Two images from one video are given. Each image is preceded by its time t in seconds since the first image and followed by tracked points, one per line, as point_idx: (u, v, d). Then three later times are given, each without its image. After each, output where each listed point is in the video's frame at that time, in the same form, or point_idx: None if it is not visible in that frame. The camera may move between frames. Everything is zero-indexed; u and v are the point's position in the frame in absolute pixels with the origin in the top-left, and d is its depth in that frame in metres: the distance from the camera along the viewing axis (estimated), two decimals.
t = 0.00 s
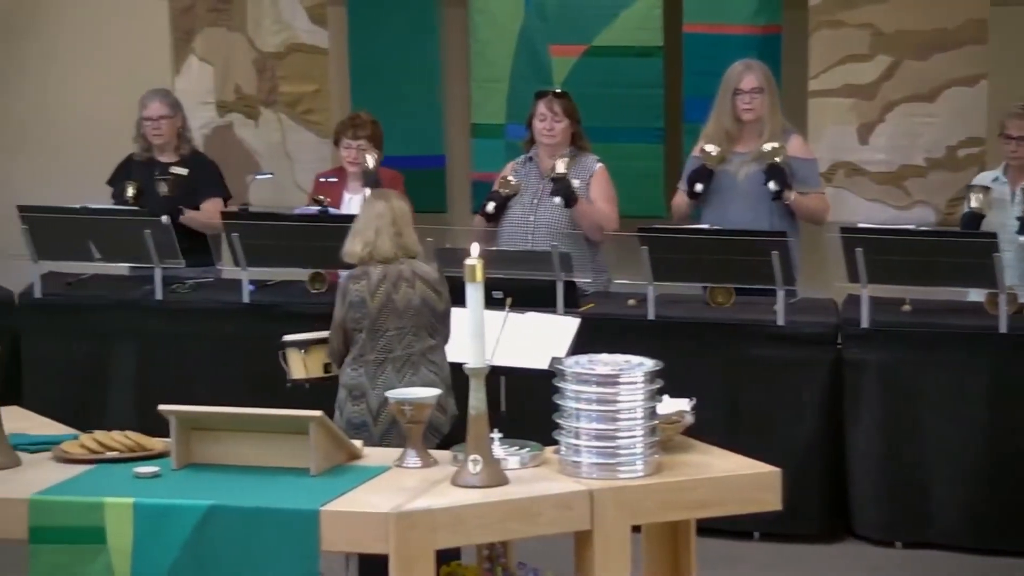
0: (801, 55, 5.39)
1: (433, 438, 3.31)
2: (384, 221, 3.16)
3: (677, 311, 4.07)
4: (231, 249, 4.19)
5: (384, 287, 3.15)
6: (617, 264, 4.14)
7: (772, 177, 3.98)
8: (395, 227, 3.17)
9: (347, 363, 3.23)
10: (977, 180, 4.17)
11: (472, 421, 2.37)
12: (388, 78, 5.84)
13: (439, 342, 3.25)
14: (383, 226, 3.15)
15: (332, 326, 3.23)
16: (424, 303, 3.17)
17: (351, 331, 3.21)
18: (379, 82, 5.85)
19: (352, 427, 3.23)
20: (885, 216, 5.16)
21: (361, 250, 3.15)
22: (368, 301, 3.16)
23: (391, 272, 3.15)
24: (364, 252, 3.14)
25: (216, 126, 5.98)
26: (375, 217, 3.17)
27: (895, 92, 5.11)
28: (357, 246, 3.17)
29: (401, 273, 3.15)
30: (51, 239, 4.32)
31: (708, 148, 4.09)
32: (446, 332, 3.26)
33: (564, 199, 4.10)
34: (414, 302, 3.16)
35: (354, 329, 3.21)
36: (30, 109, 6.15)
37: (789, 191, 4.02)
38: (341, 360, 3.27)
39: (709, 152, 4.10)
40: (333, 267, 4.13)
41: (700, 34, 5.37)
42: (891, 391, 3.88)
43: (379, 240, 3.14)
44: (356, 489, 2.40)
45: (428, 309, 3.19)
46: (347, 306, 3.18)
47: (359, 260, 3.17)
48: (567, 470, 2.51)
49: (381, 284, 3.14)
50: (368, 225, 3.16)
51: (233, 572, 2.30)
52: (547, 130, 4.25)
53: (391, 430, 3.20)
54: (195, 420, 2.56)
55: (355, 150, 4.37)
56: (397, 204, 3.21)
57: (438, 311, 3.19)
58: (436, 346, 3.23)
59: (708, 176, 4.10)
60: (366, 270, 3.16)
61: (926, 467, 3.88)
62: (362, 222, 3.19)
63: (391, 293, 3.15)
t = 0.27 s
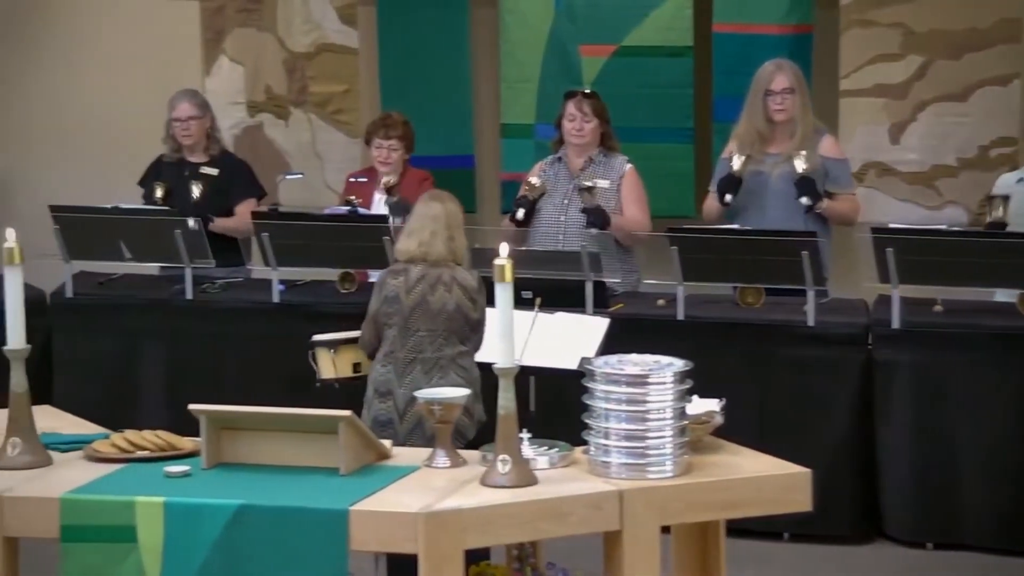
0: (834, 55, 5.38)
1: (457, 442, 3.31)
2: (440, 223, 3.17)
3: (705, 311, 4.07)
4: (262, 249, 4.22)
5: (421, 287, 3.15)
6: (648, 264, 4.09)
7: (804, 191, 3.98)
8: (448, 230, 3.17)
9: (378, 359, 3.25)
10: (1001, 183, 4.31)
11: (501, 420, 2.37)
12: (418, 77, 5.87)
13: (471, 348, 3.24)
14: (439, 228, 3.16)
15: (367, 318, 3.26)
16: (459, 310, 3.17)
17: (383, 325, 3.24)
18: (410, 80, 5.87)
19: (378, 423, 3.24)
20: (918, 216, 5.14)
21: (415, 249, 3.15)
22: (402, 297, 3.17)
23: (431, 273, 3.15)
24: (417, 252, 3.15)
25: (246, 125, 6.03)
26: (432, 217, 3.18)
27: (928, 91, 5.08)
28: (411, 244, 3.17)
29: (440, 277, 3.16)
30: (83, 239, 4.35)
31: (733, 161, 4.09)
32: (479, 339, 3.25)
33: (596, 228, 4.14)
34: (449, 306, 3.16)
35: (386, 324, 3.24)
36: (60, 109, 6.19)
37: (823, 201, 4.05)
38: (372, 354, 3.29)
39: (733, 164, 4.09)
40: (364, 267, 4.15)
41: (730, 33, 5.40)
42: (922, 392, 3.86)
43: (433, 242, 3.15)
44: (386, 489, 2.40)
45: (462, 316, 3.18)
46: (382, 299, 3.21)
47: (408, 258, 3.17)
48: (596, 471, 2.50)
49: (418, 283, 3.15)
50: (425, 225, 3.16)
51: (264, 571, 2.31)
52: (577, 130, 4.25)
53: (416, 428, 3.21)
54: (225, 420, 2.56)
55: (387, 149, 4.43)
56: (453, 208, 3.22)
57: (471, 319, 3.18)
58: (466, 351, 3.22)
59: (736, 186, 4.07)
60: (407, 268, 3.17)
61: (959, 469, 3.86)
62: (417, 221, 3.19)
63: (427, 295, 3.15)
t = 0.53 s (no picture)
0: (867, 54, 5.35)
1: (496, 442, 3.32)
2: (483, 223, 3.17)
3: (735, 312, 4.05)
4: (293, 250, 4.24)
5: (455, 286, 3.16)
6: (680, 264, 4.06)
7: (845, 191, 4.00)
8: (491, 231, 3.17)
9: (413, 357, 3.25)
10: None
11: (531, 421, 2.37)
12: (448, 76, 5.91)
13: (505, 348, 3.24)
14: (482, 228, 3.16)
15: (401, 316, 3.26)
16: (493, 309, 3.16)
17: (417, 323, 3.24)
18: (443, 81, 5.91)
19: (413, 422, 3.24)
20: (949, 216, 5.10)
21: (459, 247, 3.15)
22: (436, 295, 3.17)
23: (466, 272, 3.15)
24: (459, 251, 3.15)
25: (277, 125, 6.07)
26: (475, 217, 3.17)
27: (960, 91, 5.04)
28: (454, 242, 3.16)
29: (474, 276, 3.16)
30: (116, 239, 4.38)
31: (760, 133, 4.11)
32: (514, 339, 3.25)
33: (638, 210, 4.09)
34: (483, 305, 3.15)
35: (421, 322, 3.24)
36: (88, 108, 6.17)
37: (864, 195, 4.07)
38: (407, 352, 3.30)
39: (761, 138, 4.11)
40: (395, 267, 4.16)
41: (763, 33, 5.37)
42: (955, 393, 3.83)
43: (476, 242, 3.15)
44: (415, 489, 2.40)
45: (496, 316, 3.18)
46: (416, 297, 3.21)
47: (447, 255, 3.18)
48: (626, 470, 2.50)
49: (452, 282, 3.15)
50: (468, 225, 3.16)
51: (294, 571, 2.31)
52: (606, 130, 4.25)
53: (450, 428, 3.22)
54: (258, 419, 2.57)
55: (416, 149, 4.47)
56: (495, 209, 3.21)
57: (506, 319, 3.18)
58: (501, 351, 3.22)
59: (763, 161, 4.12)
60: (443, 266, 3.17)
61: (993, 470, 3.82)
62: (460, 219, 3.19)
63: (461, 293, 3.15)
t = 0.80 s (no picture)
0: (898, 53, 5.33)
1: (531, 438, 3.29)
2: (503, 221, 3.17)
3: (765, 312, 4.03)
4: (323, 249, 4.25)
5: (487, 286, 3.15)
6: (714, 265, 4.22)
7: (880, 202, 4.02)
8: (512, 230, 3.17)
9: (447, 360, 3.26)
10: None
11: (562, 421, 2.36)
12: (478, 77, 5.93)
13: (540, 344, 3.23)
14: (503, 226, 3.16)
15: (432, 322, 3.26)
16: (526, 306, 3.16)
17: (451, 327, 3.23)
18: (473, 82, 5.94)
19: (451, 424, 3.24)
20: (981, 216, 5.06)
21: (481, 248, 3.15)
22: (468, 298, 3.17)
23: (495, 272, 3.15)
24: (482, 250, 3.15)
25: (308, 126, 6.08)
26: (495, 216, 3.18)
27: (993, 90, 5.01)
28: (476, 243, 3.17)
29: (504, 275, 3.15)
30: (148, 239, 4.40)
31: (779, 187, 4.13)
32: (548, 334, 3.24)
33: (675, 220, 4.08)
34: (516, 304, 3.15)
35: (454, 325, 3.23)
36: (119, 107, 6.18)
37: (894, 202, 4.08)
38: (440, 356, 3.30)
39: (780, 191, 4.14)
40: (425, 267, 4.17)
41: (794, 32, 5.34)
42: (988, 394, 3.79)
43: (498, 241, 3.15)
44: (444, 489, 2.40)
45: (530, 312, 3.17)
46: (447, 301, 3.20)
47: (472, 258, 3.18)
48: (657, 471, 2.49)
49: (484, 283, 3.15)
50: (489, 224, 3.17)
51: (324, 571, 2.31)
52: (636, 131, 4.23)
53: (488, 428, 3.22)
54: (289, 419, 2.58)
55: (448, 151, 4.47)
56: (514, 206, 3.22)
57: (539, 315, 3.18)
58: (536, 349, 3.21)
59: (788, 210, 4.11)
60: (472, 269, 3.17)
61: None
62: (480, 219, 3.20)
63: (493, 293, 3.15)
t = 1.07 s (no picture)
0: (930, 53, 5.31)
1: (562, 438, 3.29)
2: (525, 223, 3.17)
3: (796, 312, 4.01)
4: (354, 249, 4.27)
5: (518, 287, 3.15)
6: (742, 266, 4.16)
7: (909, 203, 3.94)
8: (536, 231, 3.17)
9: (477, 359, 3.26)
10: None
11: (591, 421, 2.35)
12: (509, 77, 5.93)
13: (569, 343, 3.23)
14: (525, 228, 3.16)
15: (463, 324, 3.24)
16: (558, 306, 3.16)
17: (483, 329, 3.21)
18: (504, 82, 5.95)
19: (480, 423, 3.24)
20: (1014, 216, 5.03)
21: (505, 251, 3.16)
22: (501, 299, 3.16)
23: (527, 272, 3.15)
24: (507, 253, 3.15)
25: (339, 126, 6.13)
26: (516, 218, 3.18)
27: None
28: (500, 248, 3.17)
29: (535, 275, 3.15)
30: (180, 239, 4.42)
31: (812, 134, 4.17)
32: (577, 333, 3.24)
33: (708, 219, 4.05)
34: (549, 304, 3.15)
35: (486, 326, 3.21)
36: (152, 108, 6.23)
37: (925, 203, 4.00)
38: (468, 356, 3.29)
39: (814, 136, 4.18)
40: (456, 267, 4.18)
41: (825, 33, 5.30)
42: (1021, 395, 3.76)
43: (522, 242, 3.15)
44: (473, 489, 2.40)
45: (562, 312, 3.17)
46: (479, 303, 3.19)
47: (499, 261, 3.17)
48: (687, 471, 2.48)
49: (516, 284, 3.14)
50: (512, 227, 3.17)
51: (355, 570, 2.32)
52: (668, 131, 4.23)
53: (518, 428, 3.22)
54: (319, 419, 2.58)
55: (479, 150, 4.50)
56: (537, 207, 3.22)
57: (570, 314, 3.18)
58: (567, 348, 3.21)
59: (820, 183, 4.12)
60: (502, 270, 3.16)
61: None
62: (503, 224, 3.19)
63: (525, 294, 3.15)
